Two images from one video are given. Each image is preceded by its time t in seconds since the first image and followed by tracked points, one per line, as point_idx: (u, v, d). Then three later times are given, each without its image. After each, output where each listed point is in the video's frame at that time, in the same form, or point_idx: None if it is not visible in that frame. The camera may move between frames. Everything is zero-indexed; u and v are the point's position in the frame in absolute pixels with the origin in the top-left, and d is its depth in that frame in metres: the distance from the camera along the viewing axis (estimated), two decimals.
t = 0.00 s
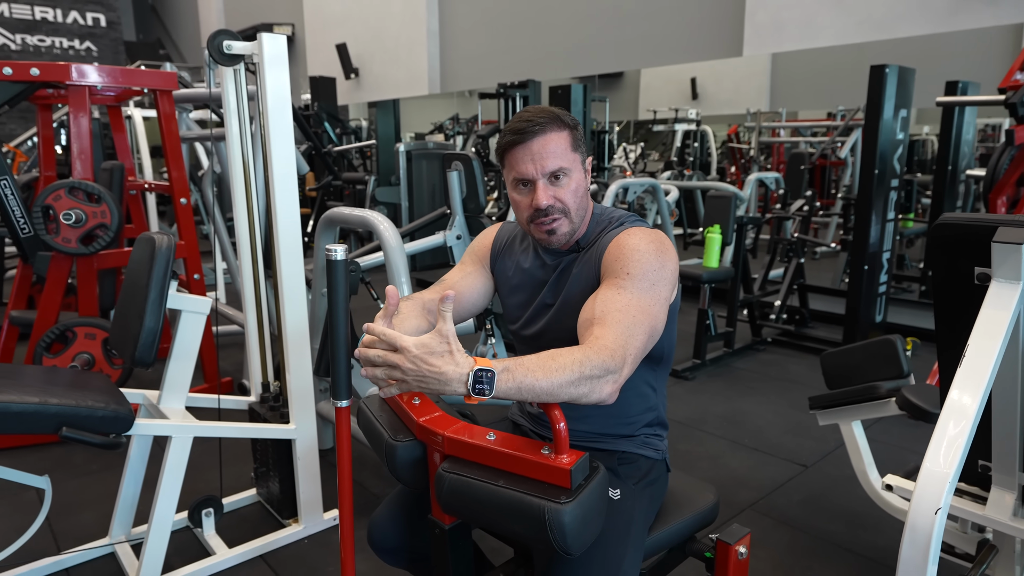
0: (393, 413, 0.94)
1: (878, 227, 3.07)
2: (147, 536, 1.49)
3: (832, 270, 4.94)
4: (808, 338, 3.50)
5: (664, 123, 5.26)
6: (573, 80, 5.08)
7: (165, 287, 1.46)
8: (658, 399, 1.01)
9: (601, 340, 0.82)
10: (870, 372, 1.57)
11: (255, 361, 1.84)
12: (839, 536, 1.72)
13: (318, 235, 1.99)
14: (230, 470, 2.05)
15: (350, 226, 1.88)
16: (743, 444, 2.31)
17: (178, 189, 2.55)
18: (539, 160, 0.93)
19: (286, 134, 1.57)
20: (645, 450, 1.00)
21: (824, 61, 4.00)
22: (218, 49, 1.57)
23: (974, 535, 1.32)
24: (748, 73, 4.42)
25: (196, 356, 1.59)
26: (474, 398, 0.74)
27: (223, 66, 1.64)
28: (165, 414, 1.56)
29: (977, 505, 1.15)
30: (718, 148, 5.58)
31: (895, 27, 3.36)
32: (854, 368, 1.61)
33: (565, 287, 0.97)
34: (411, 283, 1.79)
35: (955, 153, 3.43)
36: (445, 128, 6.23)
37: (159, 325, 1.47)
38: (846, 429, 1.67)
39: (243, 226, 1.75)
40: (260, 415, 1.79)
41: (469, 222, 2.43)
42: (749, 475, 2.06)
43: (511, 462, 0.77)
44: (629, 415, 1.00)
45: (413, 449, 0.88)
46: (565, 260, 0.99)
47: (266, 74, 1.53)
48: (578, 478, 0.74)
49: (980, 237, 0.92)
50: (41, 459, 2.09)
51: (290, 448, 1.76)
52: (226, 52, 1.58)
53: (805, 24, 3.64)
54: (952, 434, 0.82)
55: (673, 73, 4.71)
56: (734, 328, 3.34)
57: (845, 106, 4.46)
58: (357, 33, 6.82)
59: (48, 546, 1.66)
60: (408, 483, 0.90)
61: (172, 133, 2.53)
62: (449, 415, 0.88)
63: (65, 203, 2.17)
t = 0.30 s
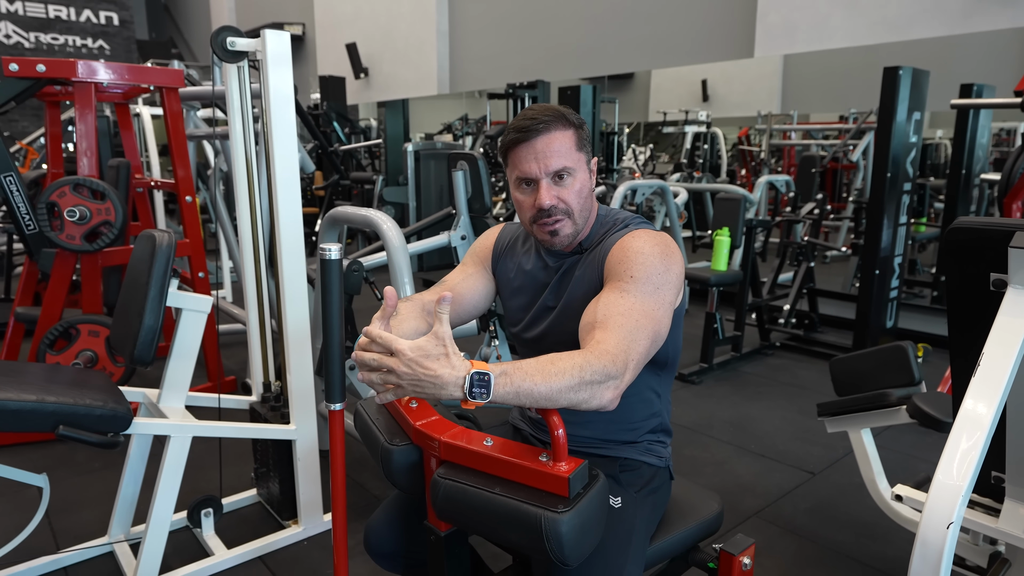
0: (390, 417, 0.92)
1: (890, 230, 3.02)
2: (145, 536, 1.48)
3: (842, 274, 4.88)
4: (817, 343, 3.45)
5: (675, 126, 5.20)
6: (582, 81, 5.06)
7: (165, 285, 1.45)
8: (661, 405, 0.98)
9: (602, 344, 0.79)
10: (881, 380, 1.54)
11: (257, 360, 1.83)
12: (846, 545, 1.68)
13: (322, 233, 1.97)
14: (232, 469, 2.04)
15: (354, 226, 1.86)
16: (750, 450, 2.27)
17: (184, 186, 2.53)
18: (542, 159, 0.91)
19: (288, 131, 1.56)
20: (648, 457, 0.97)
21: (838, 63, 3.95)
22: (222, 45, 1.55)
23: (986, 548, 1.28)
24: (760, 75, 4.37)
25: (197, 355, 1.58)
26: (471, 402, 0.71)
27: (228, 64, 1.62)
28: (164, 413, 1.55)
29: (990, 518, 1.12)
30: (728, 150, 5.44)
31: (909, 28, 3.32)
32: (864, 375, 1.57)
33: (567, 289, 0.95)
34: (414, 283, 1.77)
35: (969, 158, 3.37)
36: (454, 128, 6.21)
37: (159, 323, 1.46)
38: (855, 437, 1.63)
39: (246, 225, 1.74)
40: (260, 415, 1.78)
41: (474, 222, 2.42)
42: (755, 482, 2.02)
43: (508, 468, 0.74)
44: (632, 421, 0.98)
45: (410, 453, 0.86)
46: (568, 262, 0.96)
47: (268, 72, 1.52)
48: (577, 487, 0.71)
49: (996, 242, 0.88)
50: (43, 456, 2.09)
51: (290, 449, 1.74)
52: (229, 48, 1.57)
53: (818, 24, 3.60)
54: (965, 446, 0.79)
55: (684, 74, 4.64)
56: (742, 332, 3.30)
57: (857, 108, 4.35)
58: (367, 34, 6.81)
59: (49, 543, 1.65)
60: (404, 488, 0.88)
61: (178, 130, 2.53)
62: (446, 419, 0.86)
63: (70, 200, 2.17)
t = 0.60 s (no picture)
0: (380, 424, 0.87)
1: (902, 234, 2.95)
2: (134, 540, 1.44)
3: (851, 279, 4.80)
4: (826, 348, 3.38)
5: (683, 126, 5.04)
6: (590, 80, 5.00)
7: (157, 283, 1.41)
8: (664, 415, 0.94)
9: (604, 354, 0.74)
10: (894, 389, 1.49)
11: (252, 361, 1.79)
12: (855, 559, 1.63)
13: (323, 231, 1.92)
14: (225, 471, 2.00)
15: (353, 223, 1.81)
16: (756, 457, 2.22)
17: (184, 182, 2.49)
18: (545, 149, 0.87)
19: (285, 127, 1.52)
20: (650, 469, 0.93)
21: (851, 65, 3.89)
22: (219, 37, 1.49)
23: (1003, 566, 1.23)
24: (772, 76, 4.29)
25: (191, 354, 1.54)
26: (463, 407, 0.67)
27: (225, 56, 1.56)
28: (155, 413, 1.51)
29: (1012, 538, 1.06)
30: (737, 152, 5.20)
31: (922, 29, 3.38)
32: (876, 383, 1.53)
33: (568, 294, 0.90)
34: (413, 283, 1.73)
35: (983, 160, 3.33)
36: (460, 127, 6.17)
37: (150, 321, 1.43)
38: (866, 448, 1.58)
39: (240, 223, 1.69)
40: (255, 416, 1.74)
41: (476, 221, 2.37)
42: (761, 491, 1.97)
43: (502, 482, 0.70)
44: (635, 431, 0.93)
45: (400, 462, 0.81)
46: (569, 264, 0.92)
47: (266, 68, 1.47)
48: (574, 504, 0.67)
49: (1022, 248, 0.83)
50: (37, 455, 2.06)
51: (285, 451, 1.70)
52: (227, 41, 1.50)
53: (830, 24, 3.65)
54: (993, 461, 0.73)
55: (693, 74, 4.56)
56: (749, 336, 3.24)
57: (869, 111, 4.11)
58: (375, 31, 6.76)
59: (37, 543, 1.62)
60: (393, 499, 0.84)
61: (179, 126, 2.49)
62: (439, 427, 0.82)
63: (67, 194, 2.14)
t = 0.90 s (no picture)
0: (383, 428, 0.92)
1: (892, 241, 2.98)
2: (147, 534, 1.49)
3: (841, 280, 4.87)
4: (817, 349, 3.41)
5: (681, 134, 5.26)
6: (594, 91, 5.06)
7: (171, 285, 1.46)
8: (662, 424, 0.98)
9: (603, 366, 0.78)
10: (886, 394, 1.52)
11: (266, 360, 1.85)
12: (846, 556, 1.68)
13: (333, 236, 1.96)
14: (238, 464, 2.06)
15: (361, 229, 1.85)
16: (751, 455, 2.27)
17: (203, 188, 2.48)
18: (545, 159, 0.91)
19: (297, 135, 1.55)
20: (648, 477, 0.97)
21: (847, 81, 3.94)
22: (232, 48, 1.52)
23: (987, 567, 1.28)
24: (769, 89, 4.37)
25: (205, 354, 1.58)
26: (463, 419, 0.70)
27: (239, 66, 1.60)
28: (170, 412, 1.56)
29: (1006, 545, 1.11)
30: (733, 160, 5.52)
31: (914, 43, 3.31)
32: (871, 388, 1.55)
33: (567, 304, 0.93)
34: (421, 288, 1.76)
35: (968, 170, 3.36)
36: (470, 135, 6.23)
37: (163, 323, 1.47)
38: (858, 450, 1.63)
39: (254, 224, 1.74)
40: (267, 414, 1.78)
41: (482, 226, 2.42)
42: (756, 489, 2.02)
43: (502, 495, 0.74)
44: (634, 439, 0.98)
45: (399, 471, 0.85)
46: (568, 273, 0.95)
47: (278, 81, 1.51)
48: (572, 518, 0.70)
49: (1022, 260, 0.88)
50: (51, 449, 2.11)
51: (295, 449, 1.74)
52: (240, 52, 1.54)
53: (825, 36, 3.58)
54: (999, 473, 0.73)
55: (690, 86, 4.60)
56: (744, 337, 3.28)
57: (859, 121, 4.30)
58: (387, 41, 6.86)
59: (52, 535, 1.67)
60: (392, 505, 0.88)
61: (199, 133, 2.55)
62: (439, 436, 0.86)
63: (90, 199, 2.18)
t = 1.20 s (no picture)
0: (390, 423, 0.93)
1: (886, 242, 3.03)
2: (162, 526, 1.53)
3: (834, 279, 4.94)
4: (812, 347, 3.45)
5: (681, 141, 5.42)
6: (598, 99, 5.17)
7: (185, 285, 1.50)
8: (664, 424, 0.99)
9: (607, 366, 0.77)
10: (884, 392, 1.55)
11: (279, 357, 1.88)
12: (843, 551, 1.71)
13: (344, 237, 2.02)
14: (251, 458, 2.12)
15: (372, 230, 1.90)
16: (749, 450, 2.31)
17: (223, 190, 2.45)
18: (563, 142, 0.94)
19: (308, 137, 1.58)
20: (651, 476, 0.98)
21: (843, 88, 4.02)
22: (245, 54, 1.57)
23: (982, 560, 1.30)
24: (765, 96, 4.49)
25: (218, 351, 1.63)
26: (461, 411, 0.71)
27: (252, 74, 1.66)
28: (185, 407, 1.60)
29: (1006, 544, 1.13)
30: (729, 165, 5.73)
31: (906, 51, 3.40)
32: (868, 385, 1.58)
33: (569, 303, 0.95)
34: (428, 289, 1.80)
35: (959, 175, 3.40)
36: (477, 142, 6.34)
37: (177, 321, 1.51)
38: (857, 446, 1.66)
39: (269, 227, 1.77)
40: (280, 410, 1.83)
41: (488, 228, 2.48)
42: (755, 483, 2.06)
43: (504, 497, 0.75)
44: (636, 439, 0.98)
45: (403, 469, 0.88)
46: (571, 271, 0.97)
47: (289, 89, 1.55)
48: (574, 520, 0.71)
49: None
50: (69, 442, 2.18)
51: (307, 443, 1.79)
52: (252, 58, 1.58)
53: (818, 46, 3.71)
54: (1010, 478, 0.75)
55: (688, 93, 4.74)
56: (742, 334, 3.33)
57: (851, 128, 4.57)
58: (401, 54, 7.07)
59: (71, 525, 1.73)
60: (396, 502, 0.90)
61: (218, 140, 2.63)
62: (442, 436, 0.88)
63: (111, 201, 2.24)
